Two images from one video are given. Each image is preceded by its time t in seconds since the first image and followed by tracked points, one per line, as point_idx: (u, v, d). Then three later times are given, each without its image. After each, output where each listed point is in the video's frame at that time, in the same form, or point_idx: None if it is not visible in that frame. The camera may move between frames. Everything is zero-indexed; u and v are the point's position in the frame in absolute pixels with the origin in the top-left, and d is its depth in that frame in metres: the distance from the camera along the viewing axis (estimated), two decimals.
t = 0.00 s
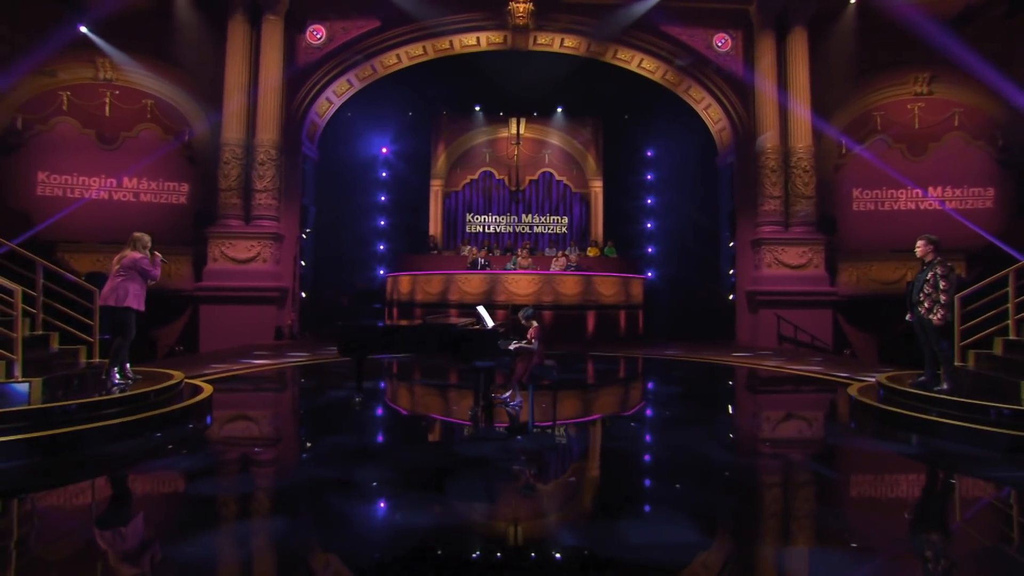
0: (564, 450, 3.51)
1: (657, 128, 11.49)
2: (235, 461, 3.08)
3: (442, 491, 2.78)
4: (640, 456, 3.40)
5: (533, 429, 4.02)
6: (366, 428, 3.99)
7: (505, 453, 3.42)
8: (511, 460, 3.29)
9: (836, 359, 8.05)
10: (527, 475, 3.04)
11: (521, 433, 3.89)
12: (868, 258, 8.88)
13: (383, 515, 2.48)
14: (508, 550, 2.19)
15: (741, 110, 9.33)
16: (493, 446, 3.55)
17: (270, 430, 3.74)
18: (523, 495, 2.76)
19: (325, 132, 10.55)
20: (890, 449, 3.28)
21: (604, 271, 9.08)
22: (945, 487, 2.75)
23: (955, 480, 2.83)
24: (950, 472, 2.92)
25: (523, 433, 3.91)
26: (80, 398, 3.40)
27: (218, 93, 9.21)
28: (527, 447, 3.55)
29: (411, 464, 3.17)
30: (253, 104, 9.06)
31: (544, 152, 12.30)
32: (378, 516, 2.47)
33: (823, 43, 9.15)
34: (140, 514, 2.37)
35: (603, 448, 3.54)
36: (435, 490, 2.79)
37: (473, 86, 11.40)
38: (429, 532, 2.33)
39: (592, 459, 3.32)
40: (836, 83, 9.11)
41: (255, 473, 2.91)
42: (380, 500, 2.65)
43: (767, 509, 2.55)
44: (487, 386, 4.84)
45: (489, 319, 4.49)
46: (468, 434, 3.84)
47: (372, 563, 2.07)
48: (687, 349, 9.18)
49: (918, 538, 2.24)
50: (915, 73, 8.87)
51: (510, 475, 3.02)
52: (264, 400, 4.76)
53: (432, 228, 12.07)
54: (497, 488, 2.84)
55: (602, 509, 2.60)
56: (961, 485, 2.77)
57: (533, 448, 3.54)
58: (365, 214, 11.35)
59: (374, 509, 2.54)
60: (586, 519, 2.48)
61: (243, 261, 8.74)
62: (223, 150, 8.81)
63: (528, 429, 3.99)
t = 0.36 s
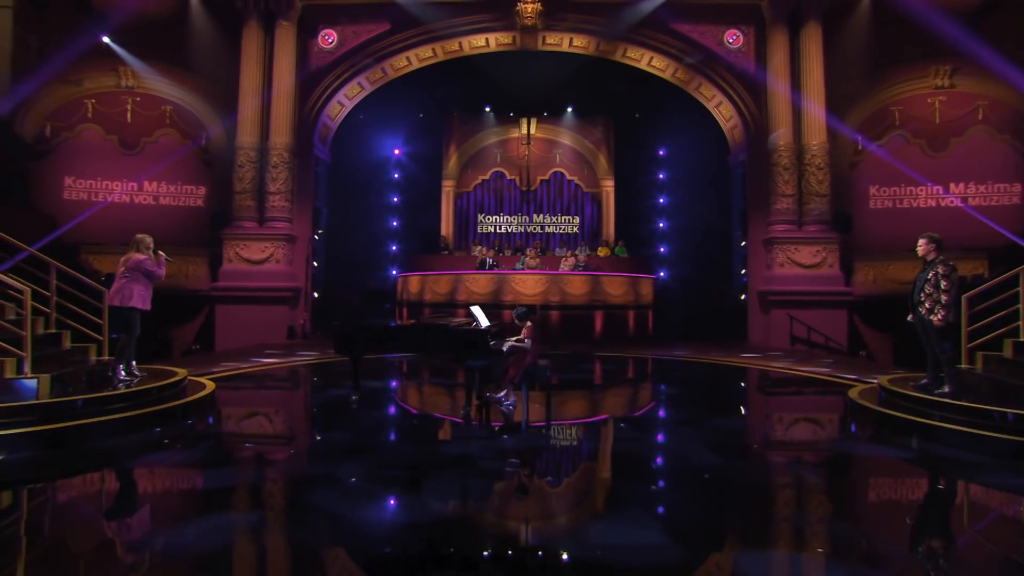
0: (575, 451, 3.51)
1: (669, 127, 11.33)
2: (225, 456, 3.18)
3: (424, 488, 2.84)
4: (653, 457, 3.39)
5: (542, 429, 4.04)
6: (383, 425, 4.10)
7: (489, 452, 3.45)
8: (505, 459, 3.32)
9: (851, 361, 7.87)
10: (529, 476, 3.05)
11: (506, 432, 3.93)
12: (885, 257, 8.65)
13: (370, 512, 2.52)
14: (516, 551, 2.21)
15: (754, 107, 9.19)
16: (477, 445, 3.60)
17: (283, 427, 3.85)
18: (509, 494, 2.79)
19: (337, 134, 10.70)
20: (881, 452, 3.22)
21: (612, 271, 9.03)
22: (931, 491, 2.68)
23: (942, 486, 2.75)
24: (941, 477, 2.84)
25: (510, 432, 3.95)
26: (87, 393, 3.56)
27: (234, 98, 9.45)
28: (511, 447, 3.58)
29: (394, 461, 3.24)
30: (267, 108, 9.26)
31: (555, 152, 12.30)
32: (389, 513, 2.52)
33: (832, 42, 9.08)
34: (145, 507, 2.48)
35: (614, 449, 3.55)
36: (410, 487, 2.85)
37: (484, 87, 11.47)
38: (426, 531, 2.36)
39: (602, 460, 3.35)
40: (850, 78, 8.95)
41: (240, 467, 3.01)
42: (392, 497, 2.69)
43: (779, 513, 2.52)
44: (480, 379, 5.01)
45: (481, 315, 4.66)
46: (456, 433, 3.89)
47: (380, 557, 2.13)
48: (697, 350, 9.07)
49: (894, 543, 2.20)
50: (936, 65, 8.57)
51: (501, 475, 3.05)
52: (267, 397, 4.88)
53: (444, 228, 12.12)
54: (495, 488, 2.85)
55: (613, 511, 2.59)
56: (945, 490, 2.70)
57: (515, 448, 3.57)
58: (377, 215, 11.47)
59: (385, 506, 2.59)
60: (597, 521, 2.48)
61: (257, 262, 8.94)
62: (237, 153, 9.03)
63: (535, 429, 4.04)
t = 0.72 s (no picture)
0: (586, 454, 3.48)
1: (680, 125, 11.22)
2: (217, 451, 3.28)
3: (407, 484, 2.90)
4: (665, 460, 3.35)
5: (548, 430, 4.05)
6: (389, 423, 4.16)
7: (473, 451, 3.48)
8: (499, 460, 3.34)
9: (865, 362, 7.69)
10: (539, 478, 3.04)
11: (492, 429, 3.97)
12: (902, 255, 8.43)
13: (357, 509, 2.56)
14: (527, 553, 2.20)
15: (765, 104, 9.06)
16: (463, 443, 3.65)
17: (294, 425, 3.95)
18: (495, 493, 2.82)
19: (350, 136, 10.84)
20: (870, 455, 3.16)
21: (620, 271, 8.98)
22: (913, 495, 2.63)
23: (925, 490, 2.68)
24: (928, 480, 2.78)
25: (499, 431, 3.98)
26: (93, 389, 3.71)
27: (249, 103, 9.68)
28: (495, 446, 3.61)
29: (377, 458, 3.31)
30: (281, 112, 9.46)
31: (566, 152, 12.20)
32: (402, 510, 2.57)
33: (846, 36, 8.90)
34: (137, 498, 2.59)
35: (627, 453, 3.51)
36: (386, 483, 2.91)
37: (495, 87, 11.51)
38: (424, 531, 2.37)
39: (613, 464, 3.31)
40: (865, 73, 8.76)
41: (231, 461, 3.11)
42: (405, 497, 2.72)
43: (789, 519, 2.46)
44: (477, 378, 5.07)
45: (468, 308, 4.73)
46: (446, 431, 3.94)
47: (394, 556, 2.15)
48: (708, 350, 8.97)
49: (867, 547, 2.16)
50: (957, 57, 8.27)
51: (493, 475, 3.06)
52: (270, 394, 5.01)
53: (455, 228, 12.16)
54: (494, 490, 2.86)
55: (627, 515, 2.55)
56: (928, 493, 2.64)
57: (494, 446, 3.61)
58: (388, 216, 11.62)
59: (399, 505, 2.63)
60: (611, 526, 2.44)
61: (271, 262, 9.14)
62: (252, 157, 9.24)
63: (542, 429, 4.05)
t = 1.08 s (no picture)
0: (597, 456, 3.45)
1: (690, 124, 11.16)
2: (210, 447, 3.37)
3: (388, 481, 2.94)
4: (678, 461, 3.33)
5: (559, 431, 4.05)
6: (401, 422, 4.21)
7: (457, 450, 3.51)
8: (490, 459, 3.35)
9: (877, 363, 7.52)
10: (549, 481, 3.00)
11: (479, 428, 3.99)
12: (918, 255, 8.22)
13: (342, 505, 2.61)
14: (532, 555, 2.19)
15: (775, 101, 8.92)
16: (445, 441, 3.69)
17: (306, 424, 4.04)
18: (477, 491, 2.84)
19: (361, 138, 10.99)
20: (856, 459, 3.10)
21: (628, 271, 8.93)
22: (889, 499, 2.58)
23: (905, 495, 2.61)
24: (910, 485, 2.72)
25: (484, 430, 4.00)
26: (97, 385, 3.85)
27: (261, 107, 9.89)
28: (479, 444, 3.64)
29: (366, 455, 3.37)
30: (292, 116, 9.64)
31: (576, 152, 12.15)
32: (413, 510, 2.60)
33: (860, 30, 8.71)
34: (121, 490, 2.69)
35: (636, 454, 3.49)
36: (360, 480, 2.95)
37: (504, 88, 11.55)
38: (415, 530, 2.38)
39: (624, 467, 3.22)
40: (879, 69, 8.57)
41: (218, 456, 3.21)
42: (416, 497, 2.74)
43: (799, 523, 2.39)
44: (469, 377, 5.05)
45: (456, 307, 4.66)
46: (437, 429, 3.98)
47: (403, 553, 2.17)
48: (717, 350, 8.86)
49: (828, 550, 2.13)
50: (976, 50, 8.02)
51: (483, 474, 3.07)
52: (271, 393, 5.11)
53: (465, 229, 12.24)
54: (483, 489, 2.88)
55: (637, 516, 2.53)
56: (908, 498, 2.58)
57: (479, 446, 3.60)
58: (400, 218, 11.79)
59: (410, 504, 2.65)
60: (621, 528, 2.41)
61: (282, 263, 9.32)
62: (264, 160, 9.43)
63: (553, 430, 4.07)
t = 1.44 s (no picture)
0: (610, 458, 3.41)
1: (702, 122, 11.02)
2: (203, 442, 3.48)
3: (369, 477, 3.00)
4: (693, 462, 3.30)
5: (574, 433, 4.02)
6: (418, 418, 4.32)
7: (438, 447, 3.54)
8: (480, 457, 3.37)
9: (893, 366, 7.32)
10: (560, 483, 2.97)
11: (466, 428, 4.01)
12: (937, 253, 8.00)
13: (327, 500, 2.68)
14: (533, 559, 2.17)
15: (787, 98, 8.76)
16: (431, 439, 3.71)
17: (320, 421, 4.16)
18: (462, 489, 2.87)
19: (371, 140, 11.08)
20: (844, 463, 3.04)
21: (636, 271, 8.87)
22: (867, 505, 2.52)
23: (886, 502, 2.54)
24: (892, 490, 2.65)
25: (473, 429, 4.02)
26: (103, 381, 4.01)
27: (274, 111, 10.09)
28: (463, 442, 3.65)
29: (352, 451, 3.44)
30: (304, 119, 9.80)
31: (586, 152, 12.11)
32: (423, 509, 2.62)
33: (875, 24, 8.50)
34: (110, 483, 2.81)
35: (649, 454, 3.47)
36: (339, 476, 3.01)
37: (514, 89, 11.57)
38: (406, 528, 2.40)
39: (637, 469, 3.18)
40: (896, 64, 8.36)
41: (207, 451, 3.32)
42: (428, 497, 2.76)
43: (814, 527, 2.33)
44: (463, 377, 5.02)
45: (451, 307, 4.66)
46: (428, 427, 4.04)
47: (414, 554, 2.18)
48: (727, 352, 8.74)
49: (785, 555, 2.11)
50: (1000, 42, 7.77)
51: (466, 473, 3.09)
52: (273, 390, 5.23)
53: (477, 229, 12.30)
54: (472, 487, 2.90)
55: (644, 518, 2.52)
56: (884, 503, 2.52)
57: (463, 444, 3.63)
58: (413, 219, 11.90)
59: (422, 503, 2.68)
60: (634, 532, 2.38)
61: (295, 264, 9.50)
62: (277, 163, 9.62)
63: (567, 431, 4.08)
